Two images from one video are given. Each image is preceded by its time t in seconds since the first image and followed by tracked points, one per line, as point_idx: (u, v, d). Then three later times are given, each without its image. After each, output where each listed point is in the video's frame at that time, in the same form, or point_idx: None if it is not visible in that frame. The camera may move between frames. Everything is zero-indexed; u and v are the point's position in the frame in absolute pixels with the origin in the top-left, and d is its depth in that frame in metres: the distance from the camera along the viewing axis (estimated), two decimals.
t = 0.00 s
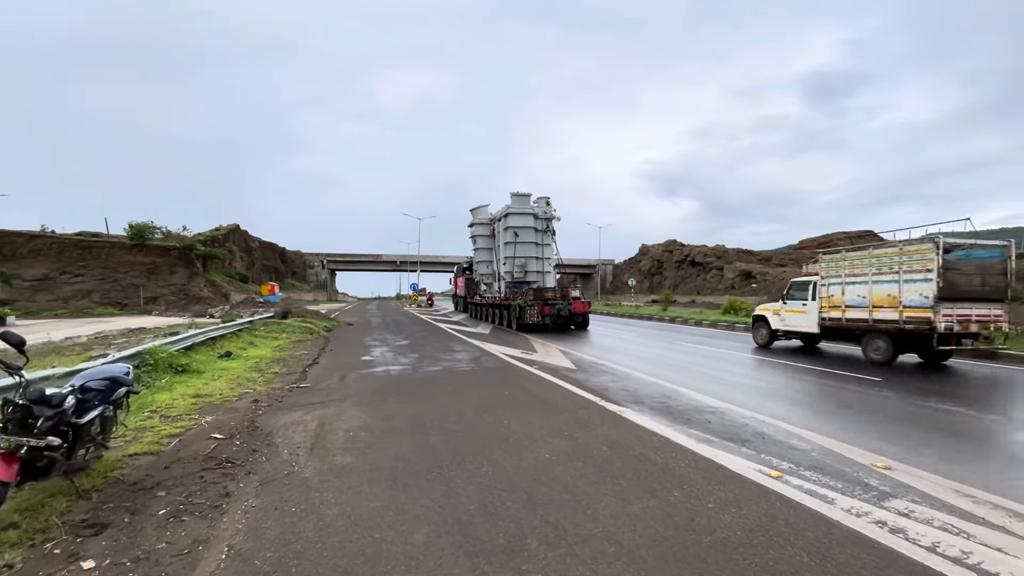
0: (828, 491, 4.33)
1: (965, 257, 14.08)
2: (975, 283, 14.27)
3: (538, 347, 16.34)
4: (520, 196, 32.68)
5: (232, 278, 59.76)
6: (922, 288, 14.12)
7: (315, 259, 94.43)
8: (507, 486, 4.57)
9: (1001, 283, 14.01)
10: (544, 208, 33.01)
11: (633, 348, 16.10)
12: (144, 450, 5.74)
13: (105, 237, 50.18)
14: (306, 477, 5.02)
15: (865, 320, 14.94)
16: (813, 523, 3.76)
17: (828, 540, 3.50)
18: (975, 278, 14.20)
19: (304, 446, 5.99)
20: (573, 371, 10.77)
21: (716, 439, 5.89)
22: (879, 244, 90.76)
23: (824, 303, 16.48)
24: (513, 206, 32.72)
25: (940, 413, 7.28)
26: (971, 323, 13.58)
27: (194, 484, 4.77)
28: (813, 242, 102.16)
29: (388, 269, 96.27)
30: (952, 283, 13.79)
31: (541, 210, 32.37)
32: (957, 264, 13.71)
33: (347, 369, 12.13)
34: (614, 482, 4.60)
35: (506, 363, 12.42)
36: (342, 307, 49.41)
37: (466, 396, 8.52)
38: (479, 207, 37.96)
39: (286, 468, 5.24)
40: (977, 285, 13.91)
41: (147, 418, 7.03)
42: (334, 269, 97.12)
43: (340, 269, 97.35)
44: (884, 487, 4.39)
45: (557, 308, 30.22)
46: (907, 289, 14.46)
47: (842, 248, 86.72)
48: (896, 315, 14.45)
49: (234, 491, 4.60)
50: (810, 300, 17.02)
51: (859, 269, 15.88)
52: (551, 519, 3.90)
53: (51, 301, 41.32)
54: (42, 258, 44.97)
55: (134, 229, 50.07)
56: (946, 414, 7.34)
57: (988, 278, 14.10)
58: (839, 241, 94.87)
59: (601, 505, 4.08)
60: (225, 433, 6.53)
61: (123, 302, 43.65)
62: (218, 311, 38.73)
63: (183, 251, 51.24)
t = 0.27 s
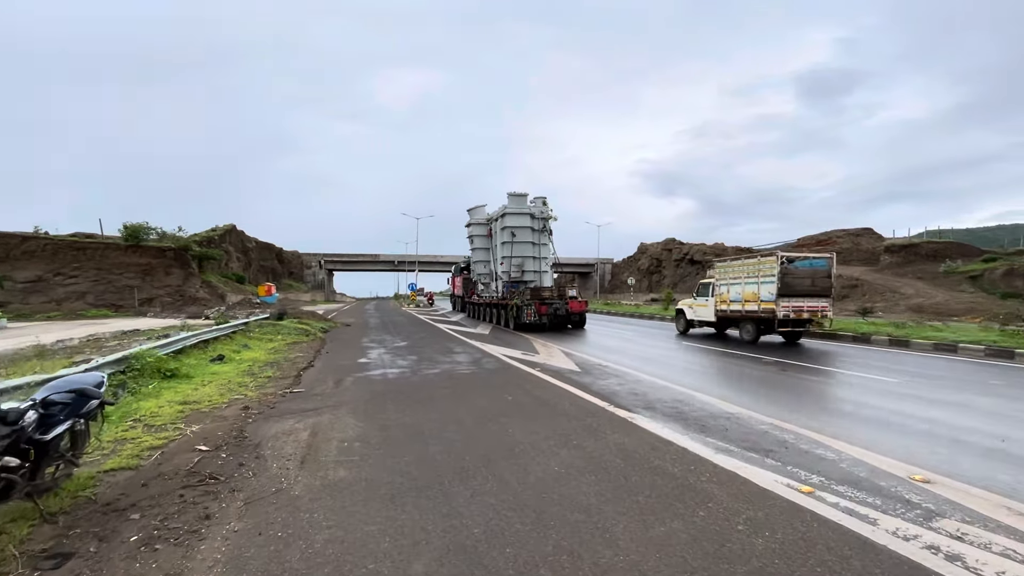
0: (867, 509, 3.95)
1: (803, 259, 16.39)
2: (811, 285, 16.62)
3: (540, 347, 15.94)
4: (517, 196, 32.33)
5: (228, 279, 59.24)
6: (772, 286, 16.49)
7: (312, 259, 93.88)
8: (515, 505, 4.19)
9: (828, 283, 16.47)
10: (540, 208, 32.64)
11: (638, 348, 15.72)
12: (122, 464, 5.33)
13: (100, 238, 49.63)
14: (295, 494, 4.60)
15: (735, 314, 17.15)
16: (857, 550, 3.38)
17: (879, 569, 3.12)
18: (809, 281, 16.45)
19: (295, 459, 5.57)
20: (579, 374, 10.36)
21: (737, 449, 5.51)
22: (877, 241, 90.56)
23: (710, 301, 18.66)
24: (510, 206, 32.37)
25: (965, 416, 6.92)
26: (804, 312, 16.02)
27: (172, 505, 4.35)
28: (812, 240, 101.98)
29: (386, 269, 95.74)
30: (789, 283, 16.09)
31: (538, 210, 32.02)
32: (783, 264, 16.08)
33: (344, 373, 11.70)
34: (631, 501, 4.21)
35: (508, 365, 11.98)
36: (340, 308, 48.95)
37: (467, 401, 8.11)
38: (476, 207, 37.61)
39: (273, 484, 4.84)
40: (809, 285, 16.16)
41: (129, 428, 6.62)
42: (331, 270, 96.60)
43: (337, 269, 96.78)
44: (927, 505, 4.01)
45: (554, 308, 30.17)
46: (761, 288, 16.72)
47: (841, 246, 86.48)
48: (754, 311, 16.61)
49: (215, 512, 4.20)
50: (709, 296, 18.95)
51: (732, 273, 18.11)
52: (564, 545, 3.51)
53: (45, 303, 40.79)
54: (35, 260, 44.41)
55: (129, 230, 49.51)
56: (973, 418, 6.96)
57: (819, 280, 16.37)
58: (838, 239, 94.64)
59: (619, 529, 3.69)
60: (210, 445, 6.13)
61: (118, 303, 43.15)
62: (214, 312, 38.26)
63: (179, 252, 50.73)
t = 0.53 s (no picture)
0: (918, 529, 3.54)
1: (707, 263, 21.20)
2: (719, 284, 21.29)
3: (542, 348, 15.53)
4: (514, 196, 31.98)
5: (225, 281, 58.76)
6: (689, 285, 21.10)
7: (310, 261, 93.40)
8: (525, 526, 3.77)
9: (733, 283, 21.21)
10: (538, 208, 32.31)
11: (643, 348, 15.32)
12: (94, 480, 4.91)
13: (95, 240, 49.10)
14: (281, 513, 4.17)
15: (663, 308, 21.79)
16: None
17: None
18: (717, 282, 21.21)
19: (283, 472, 5.15)
20: (584, 376, 9.95)
21: (761, 458, 5.10)
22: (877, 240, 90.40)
23: (649, 298, 23.46)
24: (507, 206, 32.03)
25: (996, 418, 6.53)
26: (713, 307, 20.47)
27: (143, 527, 3.93)
28: (811, 238, 101.72)
29: (385, 270, 95.32)
30: (700, 283, 20.76)
31: (535, 210, 31.66)
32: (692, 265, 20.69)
33: (340, 376, 11.29)
34: (652, 520, 3.79)
35: (509, 367, 11.55)
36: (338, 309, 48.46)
37: (469, 406, 7.70)
38: (474, 208, 37.26)
39: (257, 501, 4.43)
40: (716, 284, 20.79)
41: (108, 438, 6.21)
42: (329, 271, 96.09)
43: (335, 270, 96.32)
44: (984, 522, 3.61)
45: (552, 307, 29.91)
46: (681, 287, 21.28)
47: (841, 244, 86.29)
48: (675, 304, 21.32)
49: (190, 536, 3.77)
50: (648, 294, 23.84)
51: (664, 276, 22.73)
52: (582, 573, 3.11)
53: (39, 306, 40.28)
54: (29, 262, 43.87)
55: (124, 232, 48.93)
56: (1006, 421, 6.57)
57: (724, 281, 21.14)
58: (837, 238, 94.47)
59: (643, 554, 3.29)
60: (193, 456, 5.70)
61: (114, 306, 42.66)
62: (211, 315, 37.76)
63: (175, 254, 50.27)
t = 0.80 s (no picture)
0: (982, 565, 3.16)
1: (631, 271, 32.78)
2: (659, 286, 26.89)
3: (546, 352, 15.11)
4: (512, 198, 31.58)
5: (223, 284, 58.32)
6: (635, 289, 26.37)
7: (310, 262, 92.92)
8: (539, 563, 3.36)
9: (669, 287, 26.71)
10: (535, 210, 32.03)
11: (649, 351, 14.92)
12: (64, 506, 4.49)
13: (91, 243, 48.67)
14: (266, 547, 3.75)
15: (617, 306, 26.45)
16: None
17: None
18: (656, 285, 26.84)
19: (272, 495, 4.73)
20: (591, 383, 9.54)
21: (791, 477, 4.70)
22: (878, 238, 90.06)
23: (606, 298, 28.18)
24: (505, 208, 31.62)
25: None
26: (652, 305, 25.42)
27: (113, 564, 3.52)
28: (812, 237, 101.38)
29: (384, 272, 94.91)
30: (643, 285, 26.25)
31: (534, 212, 31.40)
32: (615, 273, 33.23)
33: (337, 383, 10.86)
34: (681, 557, 3.36)
35: (513, 373, 11.13)
36: (337, 312, 47.98)
37: (472, 416, 7.30)
38: (472, 209, 36.95)
39: (239, 533, 3.99)
40: (656, 286, 26.55)
41: (85, 456, 5.78)
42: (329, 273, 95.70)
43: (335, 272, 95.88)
44: None
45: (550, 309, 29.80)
46: (630, 289, 26.59)
47: (842, 243, 85.96)
48: (625, 302, 26.48)
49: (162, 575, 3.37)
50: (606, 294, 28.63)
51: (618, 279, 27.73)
52: None
53: (35, 310, 39.86)
54: (24, 266, 43.39)
55: (121, 234, 48.42)
56: None
57: (663, 285, 26.63)
58: (838, 237, 94.13)
59: None
60: (175, 476, 5.28)
61: (111, 309, 42.23)
62: (208, 318, 37.31)
63: (173, 256, 49.86)
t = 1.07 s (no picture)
0: None
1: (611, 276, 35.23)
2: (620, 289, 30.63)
3: (550, 354, 14.72)
4: (512, 199, 31.24)
5: (222, 286, 57.91)
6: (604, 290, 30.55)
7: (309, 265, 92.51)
8: None
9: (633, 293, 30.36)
10: (535, 210, 31.68)
11: (656, 352, 14.53)
12: (35, 528, 4.09)
13: (89, 246, 48.30)
14: None
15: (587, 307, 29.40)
16: None
17: None
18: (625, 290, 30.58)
19: (264, 513, 4.34)
20: (601, 387, 9.14)
21: (831, 491, 4.32)
22: (879, 238, 89.79)
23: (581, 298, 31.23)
24: (504, 209, 31.28)
25: None
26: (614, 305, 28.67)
27: None
28: (813, 237, 101.06)
29: (384, 274, 94.53)
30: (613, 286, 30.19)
31: (533, 213, 31.06)
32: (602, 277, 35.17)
33: (335, 388, 10.46)
34: None
35: (519, 377, 10.72)
36: (336, 314, 47.55)
37: (479, 424, 6.90)
38: (472, 210, 36.60)
39: (225, 558, 3.59)
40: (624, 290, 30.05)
41: (65, 470, 5.38)
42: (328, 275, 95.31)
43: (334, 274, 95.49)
44: None
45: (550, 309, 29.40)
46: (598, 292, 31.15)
47: (843, 243, 85.68)
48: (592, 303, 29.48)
49: None
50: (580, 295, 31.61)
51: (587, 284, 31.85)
52: None
53: (31, 314, 39.46)
54: (21, 269, 43.01)
55: (118, 237, 48.05)
56: None
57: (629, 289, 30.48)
58: (839, 236, 93.89)
59: None
60: (159, 492, 4.88)
61: (108, 312, 41.82)
62: (206, 321, 36.92)
63: (171, 259, 49.47)
